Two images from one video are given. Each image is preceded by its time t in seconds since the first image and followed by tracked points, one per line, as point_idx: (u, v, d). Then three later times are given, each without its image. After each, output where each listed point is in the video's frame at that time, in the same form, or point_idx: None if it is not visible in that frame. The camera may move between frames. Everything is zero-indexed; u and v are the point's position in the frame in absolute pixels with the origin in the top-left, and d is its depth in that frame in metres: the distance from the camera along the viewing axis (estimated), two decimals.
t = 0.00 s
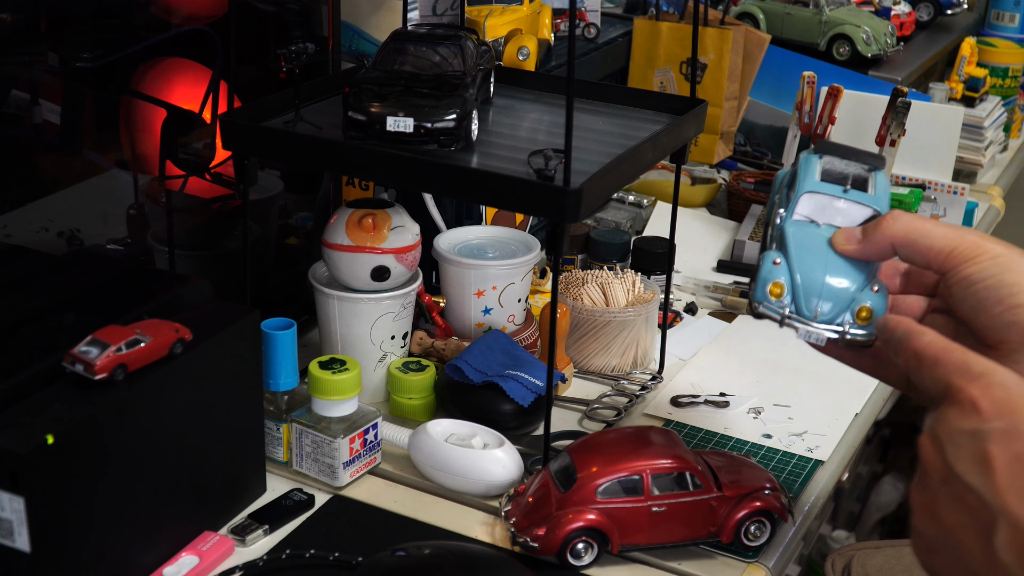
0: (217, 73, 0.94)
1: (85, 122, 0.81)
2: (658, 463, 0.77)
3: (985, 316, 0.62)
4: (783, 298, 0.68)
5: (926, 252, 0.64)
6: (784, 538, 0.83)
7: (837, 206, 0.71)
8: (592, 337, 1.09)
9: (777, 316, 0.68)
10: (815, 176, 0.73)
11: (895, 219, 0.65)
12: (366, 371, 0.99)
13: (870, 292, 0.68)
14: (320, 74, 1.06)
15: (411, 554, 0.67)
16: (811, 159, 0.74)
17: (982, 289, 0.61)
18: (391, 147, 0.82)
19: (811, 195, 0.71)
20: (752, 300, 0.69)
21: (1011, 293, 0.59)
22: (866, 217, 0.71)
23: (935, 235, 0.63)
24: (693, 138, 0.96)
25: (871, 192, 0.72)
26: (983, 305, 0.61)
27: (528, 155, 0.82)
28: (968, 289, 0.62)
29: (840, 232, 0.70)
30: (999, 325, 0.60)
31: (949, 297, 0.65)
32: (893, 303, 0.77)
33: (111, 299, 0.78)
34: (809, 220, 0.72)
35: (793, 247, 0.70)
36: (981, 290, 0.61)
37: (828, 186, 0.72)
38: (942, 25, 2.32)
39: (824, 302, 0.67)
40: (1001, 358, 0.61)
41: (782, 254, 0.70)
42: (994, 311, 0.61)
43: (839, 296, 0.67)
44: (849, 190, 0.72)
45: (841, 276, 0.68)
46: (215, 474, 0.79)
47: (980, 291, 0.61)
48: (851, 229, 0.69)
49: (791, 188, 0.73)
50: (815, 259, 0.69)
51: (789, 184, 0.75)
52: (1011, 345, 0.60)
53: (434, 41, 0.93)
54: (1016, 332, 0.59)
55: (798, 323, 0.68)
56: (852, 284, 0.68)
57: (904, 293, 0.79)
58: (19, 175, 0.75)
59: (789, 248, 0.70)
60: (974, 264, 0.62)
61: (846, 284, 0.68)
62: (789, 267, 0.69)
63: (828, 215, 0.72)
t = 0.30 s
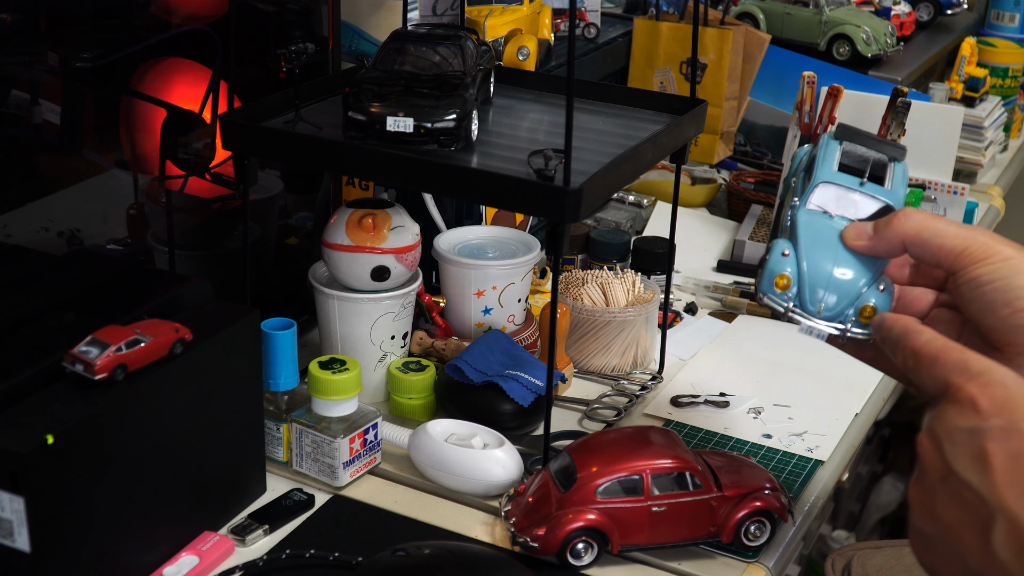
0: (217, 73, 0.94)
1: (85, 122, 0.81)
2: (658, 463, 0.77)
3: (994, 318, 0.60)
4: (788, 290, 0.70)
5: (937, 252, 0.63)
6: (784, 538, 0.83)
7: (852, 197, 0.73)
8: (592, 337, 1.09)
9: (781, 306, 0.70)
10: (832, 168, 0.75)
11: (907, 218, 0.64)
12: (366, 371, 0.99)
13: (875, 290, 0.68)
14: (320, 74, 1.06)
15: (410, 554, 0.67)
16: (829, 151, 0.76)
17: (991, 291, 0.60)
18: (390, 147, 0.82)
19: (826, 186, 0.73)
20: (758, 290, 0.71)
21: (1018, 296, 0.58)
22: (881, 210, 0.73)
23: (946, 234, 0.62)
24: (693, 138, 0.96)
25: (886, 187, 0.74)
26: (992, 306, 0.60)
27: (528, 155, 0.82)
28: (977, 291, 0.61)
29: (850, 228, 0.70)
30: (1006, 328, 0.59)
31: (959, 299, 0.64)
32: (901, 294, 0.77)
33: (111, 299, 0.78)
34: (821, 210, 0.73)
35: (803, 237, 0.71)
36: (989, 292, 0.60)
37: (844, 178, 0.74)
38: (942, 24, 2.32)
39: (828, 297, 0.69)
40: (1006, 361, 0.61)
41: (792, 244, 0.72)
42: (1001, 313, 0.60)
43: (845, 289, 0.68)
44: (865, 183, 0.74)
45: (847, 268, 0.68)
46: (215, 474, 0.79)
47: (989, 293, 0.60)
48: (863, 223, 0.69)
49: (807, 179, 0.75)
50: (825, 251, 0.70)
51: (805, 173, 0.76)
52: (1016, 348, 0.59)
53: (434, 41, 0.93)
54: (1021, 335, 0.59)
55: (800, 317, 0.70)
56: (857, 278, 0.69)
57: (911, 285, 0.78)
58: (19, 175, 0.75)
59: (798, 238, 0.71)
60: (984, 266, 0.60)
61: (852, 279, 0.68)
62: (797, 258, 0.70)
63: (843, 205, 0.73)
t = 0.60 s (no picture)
0: (217, 73, 0.94)
1: (85, 122, 0.81)
2: (658, 463, 0.77)
3: (992, 320, 0.60)
4: (785, 293, 0.69)
5: (935, 254, 0.62)
6: (784, 537, 0.83)
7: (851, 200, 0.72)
8: (592, 337, 1.09)
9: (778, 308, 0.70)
10: (831, 170, 0.74)
11: (906, 220, 0.63)
12: (366, 371, 0.99)
13: (872, 294, 0.68)
14: (320, 73, 1.06)
15: (410, 554, 0.67)
16: (828, 152, 0.75)
17: (988, 294, 0.59)
18: (390, 147, 0.82)
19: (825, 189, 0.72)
20: (756, 292, 0.71)
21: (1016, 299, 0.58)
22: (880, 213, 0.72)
23: (944, 237, 0.61)
24: (693, 138, 0.96)
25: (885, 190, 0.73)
26: (989, 308, 0.59)
27: (528, 155, 0.82)
28: (974, 293, 0.60)
29: (847, 231, 0.69)
30: (1004, 330, 0.59)
31: (956, 300, 0.63)
32: (898, 297, 0.77)
33: (111, 299, 0.78)
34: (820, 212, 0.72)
35: (801, 239, 0.70)
36: (987, 294, 0.59)
37: (843, 181, 0.73)
38: (942, 25, 2.32)
39: (826, 299, 0.68)
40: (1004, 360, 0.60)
41: (790, 246, 0.71)
42: (999, 316, 0.59)
43: (843, 292, 0.68)
44: (864, 186, 0.73)
45: (845, 270, 0.68)
46: (215, 474, 0.79)
47: (986, 295, 0.59)
48: (861, 226, 0.68)
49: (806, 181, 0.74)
50: (823, 253, 0.69)
51: (805, 175, 0.75)
52: (1014, 351, 0.59)
53: (434, 41, 0.93)
54: (1019, 338, 0.58)
55: (797, 320, 0.69)
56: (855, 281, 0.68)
57: (910, 288, 0.78)
58: (19, 175, 0.75)
59: (797, 240, 0.70)
60: (982, 268, 0.59)
61: (851, 281, 0.68)
62: (795, 260, 0.69)
63: (842, 208, 0.72)
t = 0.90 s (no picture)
0: (217, 73, 0.94)
1: (85, 122, 0.81)
2: (658, 463, 0.77)
3: (978, 331, 0.61)
4: (774, 307, 0.69)
5: (922, 267, 0.63)
6: (784, 538, 0.83)
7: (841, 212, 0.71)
8: (592, 337, 1.09)
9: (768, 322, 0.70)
10: (822, 183, 0.73)
11: (893, 233, 0.64)
12: (366, 371, 0.99)
13: (861, 307, 0.69)
14: (320, 73, 1.06)
15: (410, 554, 0.67)
16: (819, 162, 0.75)
17: (975, 305, 0.60)
18: (391, 147, 0.82)
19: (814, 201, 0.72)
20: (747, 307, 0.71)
21: (1002, 309, 0.59)
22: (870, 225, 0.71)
23: (931, 250, 0.62)
24: (693, 138, 0.96)
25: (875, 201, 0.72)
26: (976, 320, 0.60)
27: (528, 155, 0.82)
28: (961, 304, 0.61)
29: (836, 243, 0.69)
30: (991, 341, 0.60)
31: (944, 311, 0.64)
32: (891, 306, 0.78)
33: (111, 299, 0.78)
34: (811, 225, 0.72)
35: (790, 254, 0.70)
36: (973, 306, 0.60)
37: (833, 193, 0.73)
38: (942, 25, 2.32)
39: (816, 313, 0.68)
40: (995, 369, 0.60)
41: (779, 260, 0.71)
42: (986, 328, 0.60)
43: (832, 305, 0.68)
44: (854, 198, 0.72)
45: (834, 283, 0.68)
46: (215, 474, 0.79)
47: (973, 306, 0.60)
48: (850, 239, 0.68)
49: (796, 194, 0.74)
50: (812, 267, 0.69)
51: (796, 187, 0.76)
52: (1003, 361, 0.59)
53: (434, 41, 0.93)
54: (1006, 349, 0.59)
55: (787, 334, 0.70)
56: (845, 294, 0.68)
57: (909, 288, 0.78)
58: (19, 175, 0.75)
59: (786, 254, 0.71)
60: (968, 280, 0.61)
61: (840, 293, 0.68)
62: (785, 274, 0.70)
63: (832, 220, 0.72)
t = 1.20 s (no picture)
0: (217, 73, 0.93)
1: (85, 122, 0.81)
2: (658, 463, 0.77)
3: (955, 359, 0.62)
4: (755, 342, 0.69)
5: (900, 299, 0.62)
6: (784, 538, 0.83)
7: (821, 242, 0.70)
8: (592, 337, 1.09)
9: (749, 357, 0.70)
10: (802, 213, 0.72)
11: (869, 267, 0.63)
12: (366, 371, 0.99)
13: (840, 339, 0.68)
14: (320, 73, 1.06)
15: (411, 554, 0.67)
16: (802, 189, 0.73)
17: (951, 334, 0.61)
18: (391, 147, 0.82)
19: (794, 233, 0.71)
20: (729, 342, 0.71)
21: (977, 340, 0.60)
22: (850, 255, 0.70)
23: (908, 282, 0.62)
24: (693, 138, 0.96)
25: (856, 231, 0.70)
26: (951, 349, 0.61)
27: (528, 155, 0.82)
28: (937, 334, 0.62)
29: (818, 275, 0.67)
30: (967, 370, 0.61)
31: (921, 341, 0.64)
32: (875, 329, 0.80)
33: (111, 299, 0.78)
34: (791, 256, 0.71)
35: (770, 288, 0.70)
36: (949, 335, 0.61)
37: (813, 224, 0.71)
38: (942, 25, 2.32)
39: (796, 346, 0.68)
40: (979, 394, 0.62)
41: (760, 294, 0.70)
42: (961, 356, 0.61)
43: (811, 339, 0.67)
44: (835, 229, 0.71)
45: (813, 318, 0.68)
46: (215, 474, 0.79)
47: (949, 336, 0.61)
48: (829, 272, 0.67)
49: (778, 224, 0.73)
50: (792, 300, 0.69)
51: (780, 214, 0.74)
52: (980, 390, 0.61)
53: (434, 40, 0.93)
54: (982, 377, 0.60)
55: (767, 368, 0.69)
56: (827, 324, 0.68)
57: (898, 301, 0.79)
58: (19, 175, 0.75)
59: (766, 288, 0.70)
60: (945, 310, 0.61)
61: (820, 324, 0.68)
62: (764, 309, 0.69)
63: (813, 251, 0.70)
